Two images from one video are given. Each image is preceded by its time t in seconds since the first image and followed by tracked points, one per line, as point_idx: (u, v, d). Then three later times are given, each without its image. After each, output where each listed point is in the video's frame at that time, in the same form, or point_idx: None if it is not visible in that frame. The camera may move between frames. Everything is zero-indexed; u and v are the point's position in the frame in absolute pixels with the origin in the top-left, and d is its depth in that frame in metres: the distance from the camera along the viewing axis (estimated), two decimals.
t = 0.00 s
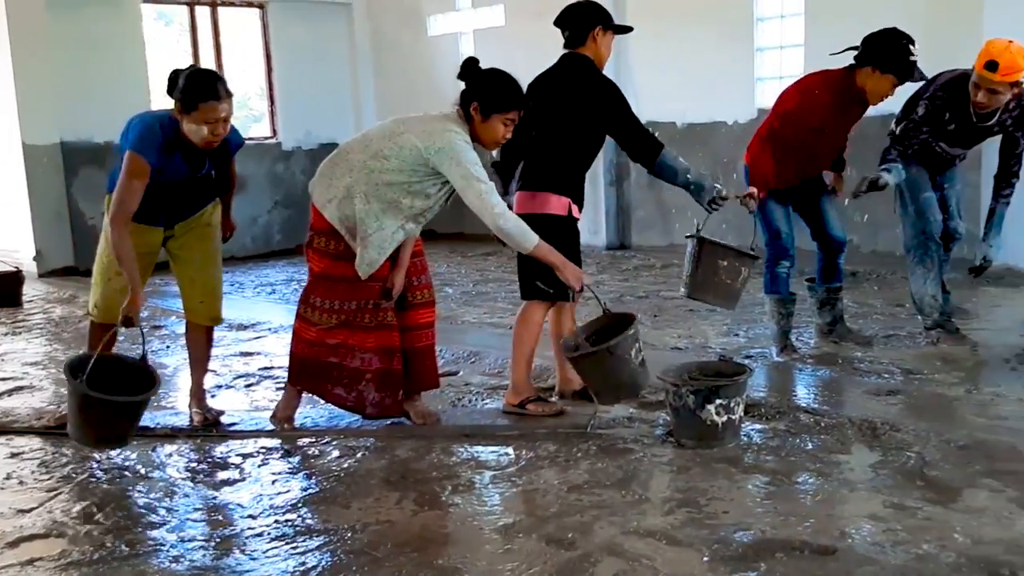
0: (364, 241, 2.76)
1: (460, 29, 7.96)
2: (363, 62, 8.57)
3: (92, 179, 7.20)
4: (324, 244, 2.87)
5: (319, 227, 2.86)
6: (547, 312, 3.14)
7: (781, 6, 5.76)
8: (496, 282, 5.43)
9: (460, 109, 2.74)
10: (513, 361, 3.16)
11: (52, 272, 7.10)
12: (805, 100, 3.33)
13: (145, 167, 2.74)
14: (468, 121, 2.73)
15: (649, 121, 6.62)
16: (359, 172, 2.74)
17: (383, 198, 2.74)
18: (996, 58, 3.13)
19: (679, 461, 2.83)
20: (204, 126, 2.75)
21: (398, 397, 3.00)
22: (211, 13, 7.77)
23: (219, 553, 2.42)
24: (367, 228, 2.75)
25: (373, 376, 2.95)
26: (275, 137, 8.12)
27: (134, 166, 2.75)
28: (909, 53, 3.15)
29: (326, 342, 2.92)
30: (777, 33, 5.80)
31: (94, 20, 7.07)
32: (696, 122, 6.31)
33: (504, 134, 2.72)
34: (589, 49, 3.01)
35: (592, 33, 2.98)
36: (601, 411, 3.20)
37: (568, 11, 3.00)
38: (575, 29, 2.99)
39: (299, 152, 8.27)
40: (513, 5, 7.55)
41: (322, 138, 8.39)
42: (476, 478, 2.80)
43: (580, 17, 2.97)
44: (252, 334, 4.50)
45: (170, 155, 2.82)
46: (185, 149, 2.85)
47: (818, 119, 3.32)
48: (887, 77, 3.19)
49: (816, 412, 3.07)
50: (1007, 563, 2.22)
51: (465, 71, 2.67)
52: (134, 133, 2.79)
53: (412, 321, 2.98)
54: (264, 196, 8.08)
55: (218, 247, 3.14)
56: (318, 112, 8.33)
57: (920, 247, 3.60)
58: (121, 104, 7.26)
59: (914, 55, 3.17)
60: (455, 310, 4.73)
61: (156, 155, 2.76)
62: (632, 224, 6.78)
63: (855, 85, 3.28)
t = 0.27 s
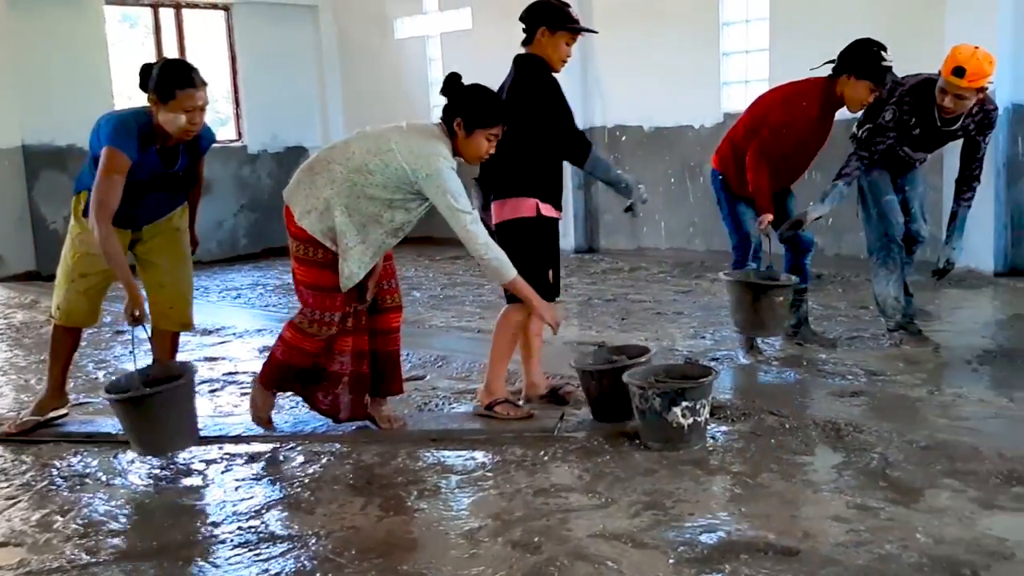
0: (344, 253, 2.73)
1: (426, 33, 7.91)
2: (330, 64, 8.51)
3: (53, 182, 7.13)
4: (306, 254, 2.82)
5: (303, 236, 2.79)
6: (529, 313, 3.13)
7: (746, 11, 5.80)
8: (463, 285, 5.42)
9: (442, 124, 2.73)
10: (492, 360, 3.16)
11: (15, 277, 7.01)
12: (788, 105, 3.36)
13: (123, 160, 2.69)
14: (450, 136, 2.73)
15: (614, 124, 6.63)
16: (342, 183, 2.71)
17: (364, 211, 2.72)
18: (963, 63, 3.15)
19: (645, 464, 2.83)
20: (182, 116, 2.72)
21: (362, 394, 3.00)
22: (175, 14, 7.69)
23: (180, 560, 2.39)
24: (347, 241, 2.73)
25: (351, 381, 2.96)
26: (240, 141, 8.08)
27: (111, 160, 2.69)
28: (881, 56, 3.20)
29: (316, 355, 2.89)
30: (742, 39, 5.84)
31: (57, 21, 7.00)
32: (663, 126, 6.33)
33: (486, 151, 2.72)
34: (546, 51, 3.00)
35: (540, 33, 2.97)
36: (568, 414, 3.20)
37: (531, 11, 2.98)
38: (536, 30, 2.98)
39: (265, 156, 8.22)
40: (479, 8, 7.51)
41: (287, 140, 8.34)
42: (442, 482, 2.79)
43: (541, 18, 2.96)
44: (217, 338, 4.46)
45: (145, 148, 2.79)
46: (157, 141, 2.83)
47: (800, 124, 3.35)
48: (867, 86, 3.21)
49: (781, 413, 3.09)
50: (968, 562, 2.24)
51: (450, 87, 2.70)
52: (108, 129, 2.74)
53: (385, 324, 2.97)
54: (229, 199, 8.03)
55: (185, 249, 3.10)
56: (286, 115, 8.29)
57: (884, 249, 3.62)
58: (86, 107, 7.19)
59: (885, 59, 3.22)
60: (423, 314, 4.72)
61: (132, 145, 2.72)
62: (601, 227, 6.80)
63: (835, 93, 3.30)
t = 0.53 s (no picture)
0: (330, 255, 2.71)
1: (382, 35, 7.80)
2: (285, 64, 8.38)
3: (5, 185, 7.02)
4: (300, 254, 2.79)
5: (286, 234, 2.76)
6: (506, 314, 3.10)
7: (701, 15, 5.83)
8: (421, 289, 5.41)
9: (415, 121, 2.66)
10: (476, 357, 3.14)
11: None
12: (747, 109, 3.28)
13: (87, 184, 2.66)
14: (421, 134, 2.65)
15: (573, 128, 6.64)
16: (319, 184, 2.69)
17: (342, 214, 2.70)
18: (920, 77, 3.17)
19: (602, 466, 2.83)
20: (141, 135, 2.71)
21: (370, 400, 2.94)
22: (128, 15, 7.66)
23: (130, 569, 2.36)
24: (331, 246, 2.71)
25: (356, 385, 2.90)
26: (194, 143, 8.00)
27: (76, 187, 2.66)
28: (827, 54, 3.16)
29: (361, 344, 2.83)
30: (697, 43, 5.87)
31: (7, 22, 6.90)
32: (620, 130, 6.37)
33: (458, 145, 2.63)
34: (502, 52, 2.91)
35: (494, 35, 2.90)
36: (526, 417, 3.19)
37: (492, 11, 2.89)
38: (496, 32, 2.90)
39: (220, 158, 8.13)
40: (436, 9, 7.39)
41: (242, 143, 8.22)
42: (398, 487, 2.77)
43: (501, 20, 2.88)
44: (171, 344, 4.41)
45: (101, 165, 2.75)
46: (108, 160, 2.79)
47: (767, 129, 3.25)
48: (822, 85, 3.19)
49: (737, 415, 3.11)
50: (919, 561, 2.27)
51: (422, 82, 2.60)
52: (64, 150, 2.68)
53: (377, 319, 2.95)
54: (183, 202, 7.95)
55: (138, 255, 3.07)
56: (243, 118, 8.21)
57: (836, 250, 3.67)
58: (37, 109, 7.09)
59: (832, 55, 3.17)
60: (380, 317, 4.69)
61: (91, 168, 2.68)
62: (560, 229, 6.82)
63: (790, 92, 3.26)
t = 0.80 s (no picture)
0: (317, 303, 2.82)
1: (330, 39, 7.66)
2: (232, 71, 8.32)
3: None
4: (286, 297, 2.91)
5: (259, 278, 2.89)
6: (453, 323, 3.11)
7: (649, 22, 5.87)
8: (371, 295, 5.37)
9: (388, 162, 2.68)
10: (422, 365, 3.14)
11: None
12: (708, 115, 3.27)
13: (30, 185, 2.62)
14: (395, 175, 2.66)
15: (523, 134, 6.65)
16: (295, 232, 2.81)
17: (323, 257, 2.80)
18: (862, 75, 3.30)
19: (551, 472, 2.82)
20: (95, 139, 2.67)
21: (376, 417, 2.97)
22: (70, 18, 7.50)
23: None
24: (315, 290, 2.82)
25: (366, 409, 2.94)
26: (138, 149, 7.88)
27: (21, 190, 2.61)
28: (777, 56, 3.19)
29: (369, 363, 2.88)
30: (645, 49, 5.90)
31: None
32: (570, 135, 6.37)
33: (435, 184, 2.65)
34: (461, 63, 2.96)
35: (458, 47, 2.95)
36: (475, 423, 3.18)
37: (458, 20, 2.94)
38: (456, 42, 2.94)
39: (165, 164, 8.02)
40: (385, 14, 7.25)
41: (187, 148, 8.15)
42: (346, 496, 2.74)
43: (462, 30, 2.91)
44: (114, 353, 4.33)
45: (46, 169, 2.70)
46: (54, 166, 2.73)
47: (734, 141, 3.27)
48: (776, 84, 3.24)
49: (686, 418, 3.12)
50: (863, 562, 2.29)
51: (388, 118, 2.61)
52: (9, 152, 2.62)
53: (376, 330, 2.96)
54: (128, 209, 7.83)
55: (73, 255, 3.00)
56: (188, 123, 8.12)
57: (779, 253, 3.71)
58: None
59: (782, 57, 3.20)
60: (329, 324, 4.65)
61: (35, 170, 2.63)
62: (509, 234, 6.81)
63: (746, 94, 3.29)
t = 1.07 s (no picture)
0: (265, 296, 2.77)
1: (297, 43, 7.56)
2: (197, 74, 8.24)
3: None
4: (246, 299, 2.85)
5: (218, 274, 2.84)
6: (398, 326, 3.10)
7: (617, 26, 5.88)
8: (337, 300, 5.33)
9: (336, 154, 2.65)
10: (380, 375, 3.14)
11: None
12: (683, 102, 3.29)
13: None
14: (344, 168, 2.64)
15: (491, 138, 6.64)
16: (250, 227, 2.77)
17: (276, 254, 2.76)
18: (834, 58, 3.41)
19: (519, 478, 2.80)
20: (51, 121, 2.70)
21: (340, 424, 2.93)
22: (32, 20, 7.35)
23: None
24: (268, 288, 2.76)
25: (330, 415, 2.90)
26: (101, 153, 7.80)
27: None
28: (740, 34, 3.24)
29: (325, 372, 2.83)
30: (614, 53, 5.91)
31: None
32: (540, 139, 6.36)
33: (377, 180, 2.61)
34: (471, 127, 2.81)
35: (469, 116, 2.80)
36: (442, 428, 3.15)
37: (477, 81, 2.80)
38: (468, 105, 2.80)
39: (129, 169, 7.94)
40: (352, 17, 7.16)
41: (152, 153, 8.09)
42: (312, 503, 2.70)
43: (472, 92, 2.78)
44: (75, 360, 4.27)
45: None
46: (0, 150, 2.74)
47: (712, 120, 3.28)
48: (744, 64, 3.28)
49: (655, 422, 3.11)
50: (832, 564, 2.28)
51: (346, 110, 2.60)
52: None
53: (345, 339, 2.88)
54: (91, 214, 7.74)
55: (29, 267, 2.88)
56: (152, 128, 8.06)
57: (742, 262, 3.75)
58: None
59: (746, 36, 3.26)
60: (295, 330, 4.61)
61: None
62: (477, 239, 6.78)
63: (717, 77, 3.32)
